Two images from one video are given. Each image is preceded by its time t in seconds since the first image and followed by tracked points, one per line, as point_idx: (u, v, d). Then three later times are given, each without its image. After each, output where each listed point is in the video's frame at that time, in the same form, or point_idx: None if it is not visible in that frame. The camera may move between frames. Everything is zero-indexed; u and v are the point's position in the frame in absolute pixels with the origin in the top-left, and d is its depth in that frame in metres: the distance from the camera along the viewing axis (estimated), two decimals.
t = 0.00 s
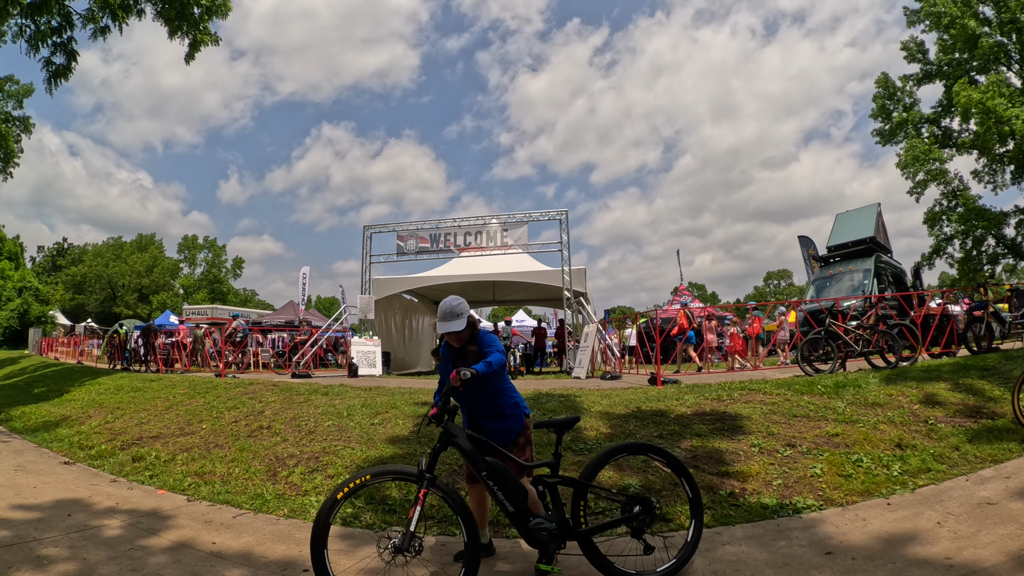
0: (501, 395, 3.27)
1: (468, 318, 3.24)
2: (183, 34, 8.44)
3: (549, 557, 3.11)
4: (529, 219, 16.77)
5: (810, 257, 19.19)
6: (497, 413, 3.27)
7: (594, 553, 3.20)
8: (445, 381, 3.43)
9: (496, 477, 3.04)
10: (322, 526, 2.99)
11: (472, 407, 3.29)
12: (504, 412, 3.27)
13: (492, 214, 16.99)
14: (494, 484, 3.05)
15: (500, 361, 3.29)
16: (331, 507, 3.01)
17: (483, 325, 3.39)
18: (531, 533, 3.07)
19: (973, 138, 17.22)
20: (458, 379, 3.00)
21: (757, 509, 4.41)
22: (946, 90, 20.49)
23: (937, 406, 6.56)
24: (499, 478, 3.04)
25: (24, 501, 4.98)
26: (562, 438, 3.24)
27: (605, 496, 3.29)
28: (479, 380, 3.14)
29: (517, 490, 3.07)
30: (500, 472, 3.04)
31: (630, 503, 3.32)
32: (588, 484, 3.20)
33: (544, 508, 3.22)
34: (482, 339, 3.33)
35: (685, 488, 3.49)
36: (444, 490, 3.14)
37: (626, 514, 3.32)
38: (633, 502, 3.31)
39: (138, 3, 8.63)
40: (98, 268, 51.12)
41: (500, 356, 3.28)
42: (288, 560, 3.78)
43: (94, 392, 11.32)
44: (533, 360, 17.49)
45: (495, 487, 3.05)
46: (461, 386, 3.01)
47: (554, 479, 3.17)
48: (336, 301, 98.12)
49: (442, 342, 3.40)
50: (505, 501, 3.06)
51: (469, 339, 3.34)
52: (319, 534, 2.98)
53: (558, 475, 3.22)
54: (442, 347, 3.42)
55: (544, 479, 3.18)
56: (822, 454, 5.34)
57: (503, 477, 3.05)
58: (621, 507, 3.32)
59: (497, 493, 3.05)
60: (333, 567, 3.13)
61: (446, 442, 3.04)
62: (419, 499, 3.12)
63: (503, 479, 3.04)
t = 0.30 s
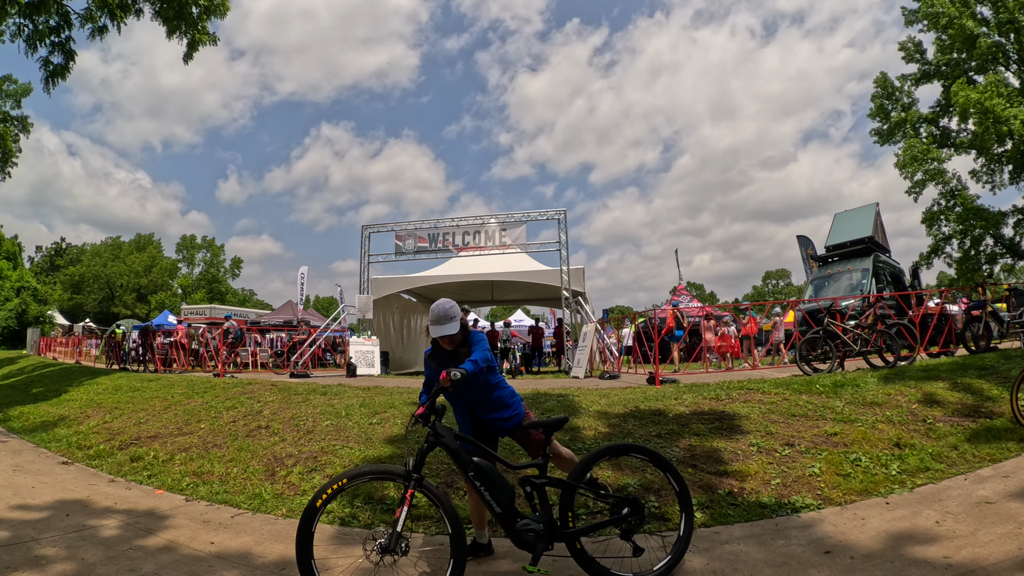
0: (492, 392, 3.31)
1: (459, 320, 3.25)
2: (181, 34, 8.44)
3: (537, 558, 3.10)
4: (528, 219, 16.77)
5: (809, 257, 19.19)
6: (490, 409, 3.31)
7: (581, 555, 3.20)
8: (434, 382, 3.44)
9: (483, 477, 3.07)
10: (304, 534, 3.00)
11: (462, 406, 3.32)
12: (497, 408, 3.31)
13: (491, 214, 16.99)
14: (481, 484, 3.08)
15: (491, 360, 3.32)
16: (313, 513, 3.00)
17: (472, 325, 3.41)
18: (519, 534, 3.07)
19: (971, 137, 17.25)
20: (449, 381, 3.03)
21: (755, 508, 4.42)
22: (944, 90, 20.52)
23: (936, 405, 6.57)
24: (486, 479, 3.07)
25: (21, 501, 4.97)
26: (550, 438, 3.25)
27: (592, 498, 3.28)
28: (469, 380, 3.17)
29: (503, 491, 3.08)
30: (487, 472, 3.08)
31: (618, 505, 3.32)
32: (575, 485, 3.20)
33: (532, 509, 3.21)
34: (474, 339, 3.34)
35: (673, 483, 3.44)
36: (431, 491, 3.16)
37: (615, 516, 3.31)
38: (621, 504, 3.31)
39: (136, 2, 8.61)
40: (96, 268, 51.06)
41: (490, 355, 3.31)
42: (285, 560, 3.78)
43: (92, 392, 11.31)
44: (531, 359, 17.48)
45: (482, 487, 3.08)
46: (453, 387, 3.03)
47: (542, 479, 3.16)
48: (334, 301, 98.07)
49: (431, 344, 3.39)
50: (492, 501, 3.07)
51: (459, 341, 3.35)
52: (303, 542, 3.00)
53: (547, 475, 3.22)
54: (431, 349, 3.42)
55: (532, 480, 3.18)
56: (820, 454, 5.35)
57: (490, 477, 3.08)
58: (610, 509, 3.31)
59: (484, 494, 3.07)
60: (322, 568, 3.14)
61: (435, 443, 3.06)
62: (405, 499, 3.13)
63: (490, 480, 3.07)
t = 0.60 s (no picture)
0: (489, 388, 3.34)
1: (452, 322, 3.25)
2: (180, 34, 8.43)
3: (536, 558, 3.10)
4: (527, 219, 16.77)
5: (809, 257, 19.20)
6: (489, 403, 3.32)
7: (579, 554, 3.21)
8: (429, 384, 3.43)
9: (482, 478, 3.08)
10: (305, 535, 3.01)
11: (460, 406, 3.35)
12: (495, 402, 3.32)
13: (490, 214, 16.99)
14: (480, 485, 3.09)
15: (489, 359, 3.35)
16: (313, 513, 3.00)
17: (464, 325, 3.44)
18: (518, 534, 3.07)
19: (970, 138, 17.26)
20: (458, 385, 3.05)
21: (754, 507, 4.42)
22: (943, 90, 20.53)
23: (935, 405, 6.58)
24: (485, 479, 3.09)
25: (19, 501, 4.97)
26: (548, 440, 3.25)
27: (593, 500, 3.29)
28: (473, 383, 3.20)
29: (502, 491, 3.09)
30: (486, 473, 3.09)
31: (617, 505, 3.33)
32: (575, 485, 3.21)
33: (531, 510, 3.21)
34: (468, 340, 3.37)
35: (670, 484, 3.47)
36: (432, 493, 3.17)
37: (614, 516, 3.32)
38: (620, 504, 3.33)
39: (136, 2, 8.60)
40: (95, 268, 51.07)
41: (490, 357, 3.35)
42: (284, 561, 3.77)
43: (91, 392, 11.31)
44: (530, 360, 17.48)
45: (481, 487, 3.09)
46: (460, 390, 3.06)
47: (541, 480, 3.17)
48: (333, 301, 98.05)
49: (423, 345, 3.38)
50: (491, 501, 3.08)
51: (454, 342, 3.36)
52: (303, 543, 3.01)
53: (545, 476, 3.23)
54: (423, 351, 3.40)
55: (531, 480, 3.19)
56: (819, 454, 5.35)
57: (489, 477, 3.09)
58: (608, 509, 3.33)
59: (483, 494, 3.08)
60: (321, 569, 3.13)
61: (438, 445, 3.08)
62: (407, 500, 3.14)
63: (490, 480, 3.08)
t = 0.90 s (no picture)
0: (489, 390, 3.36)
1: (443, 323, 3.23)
2: (179, 35, 8.43)
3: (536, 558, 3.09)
4: (526, 219, 16.77)
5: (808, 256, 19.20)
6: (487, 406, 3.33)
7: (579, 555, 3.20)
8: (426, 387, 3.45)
9: (480, 479, 3.10)
10: (309, 533, 2.99)
11: (458, 409, 3.37)
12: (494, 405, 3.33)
13: (489, 214, 17.00)
14: (479, 486, 3.09)
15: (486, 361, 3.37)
16: (318, 510, 2.98)
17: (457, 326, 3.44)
18: (518, 533, 3.06)
19: (969, 137, 17.26)
20: (466, 390, 3.06)
21: (753, 507, 4.43)
22: (942, 90, 20.54)
23: (933, 405, 6.58)
24: (484, 479, 3.10)
25: (18, 501, 4.96)
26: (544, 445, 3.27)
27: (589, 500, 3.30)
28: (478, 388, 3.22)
29: (501, 491, 3.11)
30: (485, 474, 3.11)
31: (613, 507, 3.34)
32: (571, 486, 3.25)
33: (529, 511, 3.22)
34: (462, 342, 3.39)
35: (666, 487, 3.45)
36: (432, 495, 3.20)
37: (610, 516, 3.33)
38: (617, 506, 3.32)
39: (134, 2, 8.59)
40: (94, 269, 51.07)
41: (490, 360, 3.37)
42: (284, 561, 3.77)
43: (91, 392, 11.31)
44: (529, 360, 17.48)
45: (479, 488, 3.10)
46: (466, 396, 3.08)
47: (538, 481, 3.20)
48: (332, 301, 98.03)
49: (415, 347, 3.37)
50: (490, 502, 3.08)
51: (445, 343, 3.35)
52: (307, 541, 2.98)
53: (543, 478, 3.25)
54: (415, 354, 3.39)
55: (529, 482, 3.21)
56: (818, 453, 5.35)
57: (487, 478, 3.11)
58: (605, 509, 3.33)
59: (482, 495, 3.08)
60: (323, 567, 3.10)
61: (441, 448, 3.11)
62: (409, 500, 3.16)
63: (488, 480, 3.10)
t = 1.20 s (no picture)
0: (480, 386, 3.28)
1: (433, 319, 3.35)
2: (178, 34, 8.42)
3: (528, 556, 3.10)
4: (525, 219, 16.76)
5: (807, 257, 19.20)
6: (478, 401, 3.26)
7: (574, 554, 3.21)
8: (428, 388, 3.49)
9: (476, 477, 3.09)
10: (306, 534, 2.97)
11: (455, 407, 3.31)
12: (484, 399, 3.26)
13: (488, 214, 16.99)
14: (475, 484, 3.10)
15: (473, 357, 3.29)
16: (314, 509, 2.98)
17: (452, 325, 3.49)
18: (512, 532, 3.07)
19: (968, 138, 17.27)
20: (444, 384, 3.07)
21: (753, 508, 4.42)
22: (942, 90, 20.55)
23: (932, 405, 6.59)
24: (481, 478, 3.10)
25: (17, 502, 4.95)
26: (542, 443, 3.27)
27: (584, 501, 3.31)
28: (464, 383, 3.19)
29: (497, 489, 3.11)
30: (481, 472, 3.11)
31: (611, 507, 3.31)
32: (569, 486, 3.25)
33: (524, 510, 3.22)
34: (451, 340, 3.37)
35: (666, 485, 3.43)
36: (427, 489, 3.19)
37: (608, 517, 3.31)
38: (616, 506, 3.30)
39: (133, 2, 8.58)
40: (93, 268, 51.06)
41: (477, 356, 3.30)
42: (284, 561, 3.77)
43: (90, 392, 11.30)
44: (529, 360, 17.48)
45: (475, 486, 3.10)
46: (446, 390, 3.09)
47: (535, 480, 3.20)
48: (332, 301, 97.97)
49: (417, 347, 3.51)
50: (485, 499, 3.09)
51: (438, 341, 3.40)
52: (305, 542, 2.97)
53: (540, 477, 3.24)
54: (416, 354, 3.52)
55: (525, 481, 3.22)
56: (817, 454, 5.35)
57: (484, 477, 3.11)
58: (603, 509, 3.32)
59: (478, 493, 3.09)
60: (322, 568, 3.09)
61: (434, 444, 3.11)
62: (405, 496, 3.15)
63: (484, 479, 3.10)
